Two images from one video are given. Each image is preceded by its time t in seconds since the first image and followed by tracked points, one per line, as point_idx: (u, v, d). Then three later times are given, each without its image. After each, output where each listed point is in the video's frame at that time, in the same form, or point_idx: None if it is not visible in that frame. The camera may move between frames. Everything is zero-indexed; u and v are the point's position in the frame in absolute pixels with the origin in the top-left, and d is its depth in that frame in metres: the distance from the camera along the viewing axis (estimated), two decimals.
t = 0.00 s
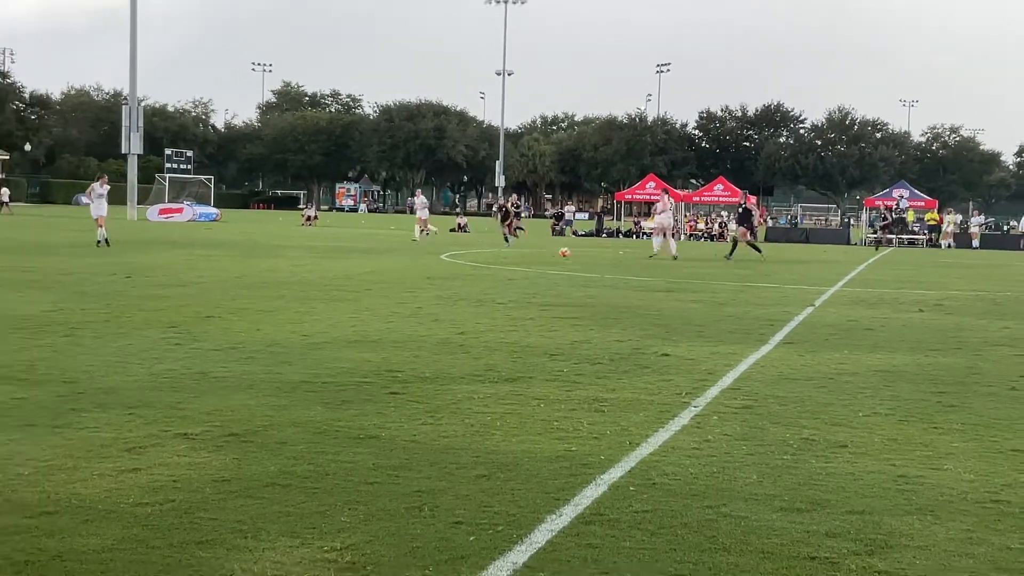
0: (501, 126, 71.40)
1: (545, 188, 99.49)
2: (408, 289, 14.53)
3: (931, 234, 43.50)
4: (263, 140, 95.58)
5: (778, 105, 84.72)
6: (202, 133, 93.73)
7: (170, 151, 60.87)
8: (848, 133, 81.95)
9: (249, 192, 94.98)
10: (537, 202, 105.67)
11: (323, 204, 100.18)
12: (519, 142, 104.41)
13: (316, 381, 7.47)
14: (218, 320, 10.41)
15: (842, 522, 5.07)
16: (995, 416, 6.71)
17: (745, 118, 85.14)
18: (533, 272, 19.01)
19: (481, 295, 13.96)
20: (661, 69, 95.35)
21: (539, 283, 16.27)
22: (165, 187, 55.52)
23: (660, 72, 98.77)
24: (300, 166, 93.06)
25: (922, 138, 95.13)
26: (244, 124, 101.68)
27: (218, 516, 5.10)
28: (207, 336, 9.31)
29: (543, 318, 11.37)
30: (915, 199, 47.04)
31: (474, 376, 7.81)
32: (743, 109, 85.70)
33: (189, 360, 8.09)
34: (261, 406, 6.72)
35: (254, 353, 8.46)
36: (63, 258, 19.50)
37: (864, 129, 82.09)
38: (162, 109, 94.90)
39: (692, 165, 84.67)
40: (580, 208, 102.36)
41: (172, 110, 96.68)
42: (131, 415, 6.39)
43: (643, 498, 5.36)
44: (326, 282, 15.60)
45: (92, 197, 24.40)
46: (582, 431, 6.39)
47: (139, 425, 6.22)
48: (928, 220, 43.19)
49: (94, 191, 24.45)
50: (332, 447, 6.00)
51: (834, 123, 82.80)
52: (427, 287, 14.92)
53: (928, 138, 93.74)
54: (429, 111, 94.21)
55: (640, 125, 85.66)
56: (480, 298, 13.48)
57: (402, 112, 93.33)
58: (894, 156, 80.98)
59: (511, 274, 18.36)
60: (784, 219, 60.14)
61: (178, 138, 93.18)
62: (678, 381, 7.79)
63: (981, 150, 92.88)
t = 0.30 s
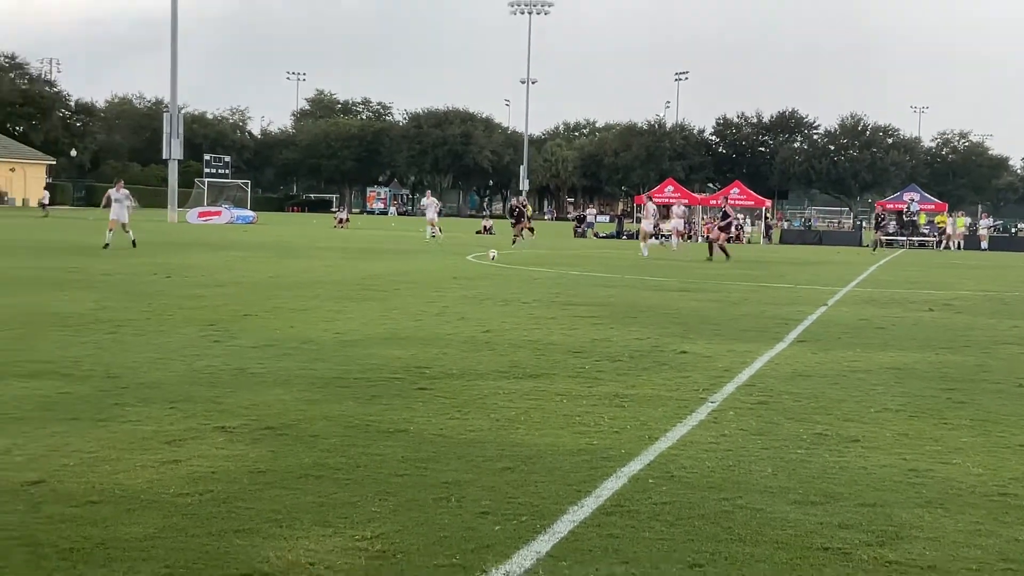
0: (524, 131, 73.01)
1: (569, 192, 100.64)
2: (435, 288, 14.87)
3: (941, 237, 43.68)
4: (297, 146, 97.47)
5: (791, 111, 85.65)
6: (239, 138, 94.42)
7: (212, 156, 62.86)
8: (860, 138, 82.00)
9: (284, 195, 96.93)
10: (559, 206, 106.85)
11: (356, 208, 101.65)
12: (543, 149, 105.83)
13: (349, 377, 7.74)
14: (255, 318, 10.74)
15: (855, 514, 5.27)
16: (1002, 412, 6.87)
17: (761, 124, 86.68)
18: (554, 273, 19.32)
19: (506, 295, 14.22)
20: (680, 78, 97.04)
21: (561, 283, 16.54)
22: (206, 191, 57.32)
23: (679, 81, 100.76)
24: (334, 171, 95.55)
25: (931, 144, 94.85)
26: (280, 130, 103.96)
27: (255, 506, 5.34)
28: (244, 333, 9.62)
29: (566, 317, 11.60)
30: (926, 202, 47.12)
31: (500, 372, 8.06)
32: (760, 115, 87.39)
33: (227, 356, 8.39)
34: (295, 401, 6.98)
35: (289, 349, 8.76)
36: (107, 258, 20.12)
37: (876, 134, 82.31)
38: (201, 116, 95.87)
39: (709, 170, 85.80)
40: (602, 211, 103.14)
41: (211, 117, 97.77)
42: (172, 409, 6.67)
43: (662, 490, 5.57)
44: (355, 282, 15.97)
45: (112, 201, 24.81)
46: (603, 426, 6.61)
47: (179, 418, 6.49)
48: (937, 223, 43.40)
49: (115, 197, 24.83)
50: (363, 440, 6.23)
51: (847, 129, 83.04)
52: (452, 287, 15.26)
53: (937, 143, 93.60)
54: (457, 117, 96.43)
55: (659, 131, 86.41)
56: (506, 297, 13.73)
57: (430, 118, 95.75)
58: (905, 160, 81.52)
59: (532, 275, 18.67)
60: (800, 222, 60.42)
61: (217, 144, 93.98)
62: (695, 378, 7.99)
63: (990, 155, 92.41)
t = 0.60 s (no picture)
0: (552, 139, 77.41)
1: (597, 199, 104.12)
2: (469, 288, 15.54)
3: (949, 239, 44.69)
4: (342, 156, 105.30)
5: (805, 122, 91.87)
6: (289, 149, 105.29)
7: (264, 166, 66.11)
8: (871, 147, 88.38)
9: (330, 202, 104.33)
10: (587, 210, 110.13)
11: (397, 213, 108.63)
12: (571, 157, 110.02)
13: (391, 370, 8.26)
14: (303, 316, 11.37)
15: (865, 500, 5.63)
16: (1007, 405, 7.20)
17: (777, 134, 91.92)
18: (580, 273, 20.01)
19: (538, 294, 14.73)
20: (700, 92, 103.59)
21: (588, 283, 17.12)
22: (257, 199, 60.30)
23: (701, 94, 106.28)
24: (377, 179, 102.87)
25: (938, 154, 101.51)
26: (328, 142, 112.20)
27: (305, 490, 5.78)
28: (293, 330, 10.26)
29: (592, 314, 12.07)
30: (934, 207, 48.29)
31: (531, 367, 8.53)
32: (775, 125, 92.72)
33: (277, 351, 8.96)
34: (341, 392, 7.48)
35: (335, 345, 9.32)
36: (167, 263, 21.47)
37: (885, 144, 89.39)
38: (255, 129, 107.00)
39: (728, 178, 91.37)
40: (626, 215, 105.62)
41: (264, 129, 107.55)
42: (229, 400, 7.21)
43: (684, 476, 5.96)
44: (393, 282, 16.70)
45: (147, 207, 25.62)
46: (628, 417, 7.02)
47: (234, 409, 7.00)
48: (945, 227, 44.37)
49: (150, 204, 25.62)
50: (404, 429, 6.69)
51: (858, 139, 90.08)
52: (484, 286, 15.92)
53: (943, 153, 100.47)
54: (492, 128, 102.80)
55: (680, 141, 91.99)
56: (537, 296, 14.25)
57: (466, 129, 102.55)
58: (914, 168, 88.59)
59: (558, 275, 19.34)
60: (815, 225, 62.01)
61: (269, 154, 104.71)
62: (715, 372, 8.40)
63: (991, 163, 99.63)
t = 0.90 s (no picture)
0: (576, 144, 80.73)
1: (618, 205, 106.13)
2: (496, 287, 16.15)
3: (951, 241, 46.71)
4: (378, 164, 109.77)
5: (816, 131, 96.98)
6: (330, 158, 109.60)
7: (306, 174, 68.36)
8: (878, 156, 93.34)
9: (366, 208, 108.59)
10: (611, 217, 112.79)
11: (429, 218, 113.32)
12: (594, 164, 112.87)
13: (422, 365, 8.77)
14: (341, 314, 11.96)
15: (871, 488, 5.97)
16: (1006, 400, 7.55)
17: (788, 143, 97.50)
18: (599, 274, 20.64)
19: (562, 293, 15.22)
20: (716, 103, 108.57)
21: (609, 282, 17.68)
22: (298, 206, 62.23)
23: (717, 105, 111.20)
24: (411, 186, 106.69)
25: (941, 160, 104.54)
26: (365, 151, 116.73)
27: (343, 476, 6.19)
28: (331, 328, 10.83)
29: (613, 311, 12.54)
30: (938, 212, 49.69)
31: (555, 361, 9.00)
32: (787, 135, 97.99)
33: (317, 348, 9.52)
34: (377, 387, 7.97)
35: (370, 342, 9.88)
36: (213, 265, 22.47)
37: (892, 152, 93.65)
38: (298, 139, 111.94)
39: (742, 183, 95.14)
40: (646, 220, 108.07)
41: (305, 139, 112.37)
42: (273, 393, 7.73)
43: (700, 466, 6.32)
44: (422, 282, 17.33)
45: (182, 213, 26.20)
46: (647, 409, 7.43)
47: (278, 401, 7.52)
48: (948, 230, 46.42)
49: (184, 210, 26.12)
50: (435, 420, 7.13)
51: (866, 148, 94.37)
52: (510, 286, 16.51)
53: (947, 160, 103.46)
54: (520, 138, 104.92)
55: (696, 150, 94.82)
56: (561, 295, 14.76)
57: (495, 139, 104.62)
58: (919, 175, 92.58)
59: (578, 275, 19.94)
60: (828, 228, 63.21)
61: (311, 163, 108.96)
62: (728, 366, 8.81)
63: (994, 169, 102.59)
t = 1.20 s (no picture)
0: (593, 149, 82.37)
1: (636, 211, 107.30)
2: (516, 287, 16.51)
3: (957, 245, 47.56)
4: (406, 170, 111.03)
5: (826, 137, 97.55)
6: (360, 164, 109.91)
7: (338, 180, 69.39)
8: (886, 161, 94.25)
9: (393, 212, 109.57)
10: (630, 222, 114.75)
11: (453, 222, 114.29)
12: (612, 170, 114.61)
13: (447, 362, 9.11)
14: (367, 312, 12.32)
15: (878, 482, 6.20)
16: (1010, 398, 7.81)
17: (799, 148, 98.10)
18: (616, 275, 20.98)
19: (582, 293, 15.47)
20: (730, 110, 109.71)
21: (626, 283, 18.01)
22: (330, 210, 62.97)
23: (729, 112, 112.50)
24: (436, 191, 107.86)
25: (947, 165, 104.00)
26: (393, 158, 118.36)
27: (373, 467, 6.49)
28: (360, 326, 11.20)
29: (631, 311, 12.82)
30: (944, 216, 50.09)
31: (574, 358, 9.31)
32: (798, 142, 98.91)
33: (346, 346, 9.87)
34: (405, 383, 8.31)
35: (396, 340, 10.24)
36: (246, 266, 23.05)
37: (899, 158, 94.82)
38: (329, 146, 112.22)
39: (754, 188, 96.41)
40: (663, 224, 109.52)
41: (336, 146, 113.77)
42: (305, 389, 8.07)
43: (714, 460, 6.58)
44: (443, 282, 17.72)
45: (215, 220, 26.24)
46: (663, 404, 7.73)
47: (310, 397, 7.86)
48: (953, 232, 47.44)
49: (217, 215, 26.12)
50: (460, 415, 7.45)
51: (874, 153, 95.33)
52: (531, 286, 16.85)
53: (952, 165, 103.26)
54: (540, 145, 106.28)
55: (710, 156, 96.40)
56: (581, 295, 15.04)
57: (516, 145, 105.26)
58: (926, 179, 93.40)
59: (595, 276, 20.27)
60: (839, 231, 63.57)
61: (341, 168, 109.58)
62: (741, 364, 9.09)
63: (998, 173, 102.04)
